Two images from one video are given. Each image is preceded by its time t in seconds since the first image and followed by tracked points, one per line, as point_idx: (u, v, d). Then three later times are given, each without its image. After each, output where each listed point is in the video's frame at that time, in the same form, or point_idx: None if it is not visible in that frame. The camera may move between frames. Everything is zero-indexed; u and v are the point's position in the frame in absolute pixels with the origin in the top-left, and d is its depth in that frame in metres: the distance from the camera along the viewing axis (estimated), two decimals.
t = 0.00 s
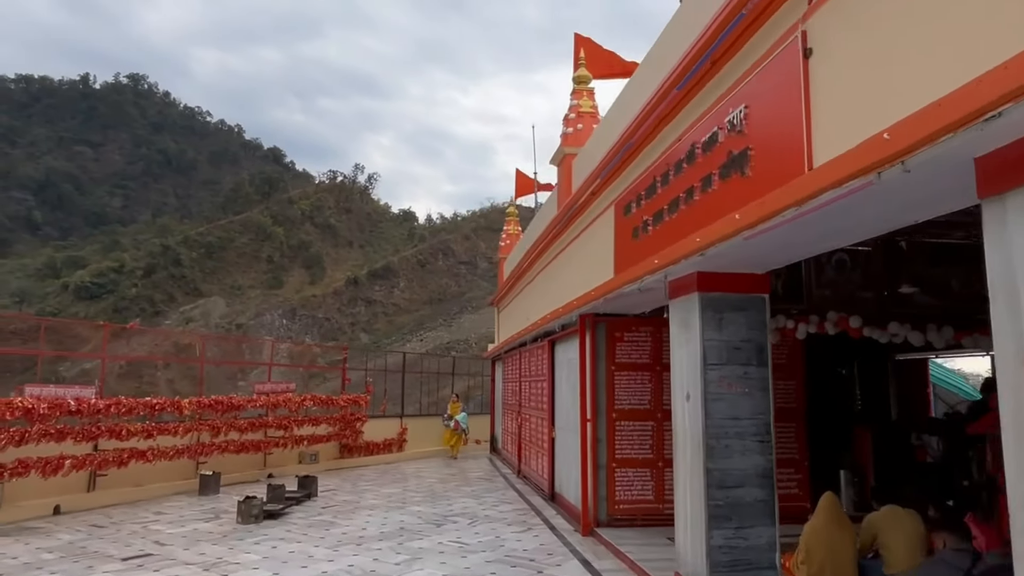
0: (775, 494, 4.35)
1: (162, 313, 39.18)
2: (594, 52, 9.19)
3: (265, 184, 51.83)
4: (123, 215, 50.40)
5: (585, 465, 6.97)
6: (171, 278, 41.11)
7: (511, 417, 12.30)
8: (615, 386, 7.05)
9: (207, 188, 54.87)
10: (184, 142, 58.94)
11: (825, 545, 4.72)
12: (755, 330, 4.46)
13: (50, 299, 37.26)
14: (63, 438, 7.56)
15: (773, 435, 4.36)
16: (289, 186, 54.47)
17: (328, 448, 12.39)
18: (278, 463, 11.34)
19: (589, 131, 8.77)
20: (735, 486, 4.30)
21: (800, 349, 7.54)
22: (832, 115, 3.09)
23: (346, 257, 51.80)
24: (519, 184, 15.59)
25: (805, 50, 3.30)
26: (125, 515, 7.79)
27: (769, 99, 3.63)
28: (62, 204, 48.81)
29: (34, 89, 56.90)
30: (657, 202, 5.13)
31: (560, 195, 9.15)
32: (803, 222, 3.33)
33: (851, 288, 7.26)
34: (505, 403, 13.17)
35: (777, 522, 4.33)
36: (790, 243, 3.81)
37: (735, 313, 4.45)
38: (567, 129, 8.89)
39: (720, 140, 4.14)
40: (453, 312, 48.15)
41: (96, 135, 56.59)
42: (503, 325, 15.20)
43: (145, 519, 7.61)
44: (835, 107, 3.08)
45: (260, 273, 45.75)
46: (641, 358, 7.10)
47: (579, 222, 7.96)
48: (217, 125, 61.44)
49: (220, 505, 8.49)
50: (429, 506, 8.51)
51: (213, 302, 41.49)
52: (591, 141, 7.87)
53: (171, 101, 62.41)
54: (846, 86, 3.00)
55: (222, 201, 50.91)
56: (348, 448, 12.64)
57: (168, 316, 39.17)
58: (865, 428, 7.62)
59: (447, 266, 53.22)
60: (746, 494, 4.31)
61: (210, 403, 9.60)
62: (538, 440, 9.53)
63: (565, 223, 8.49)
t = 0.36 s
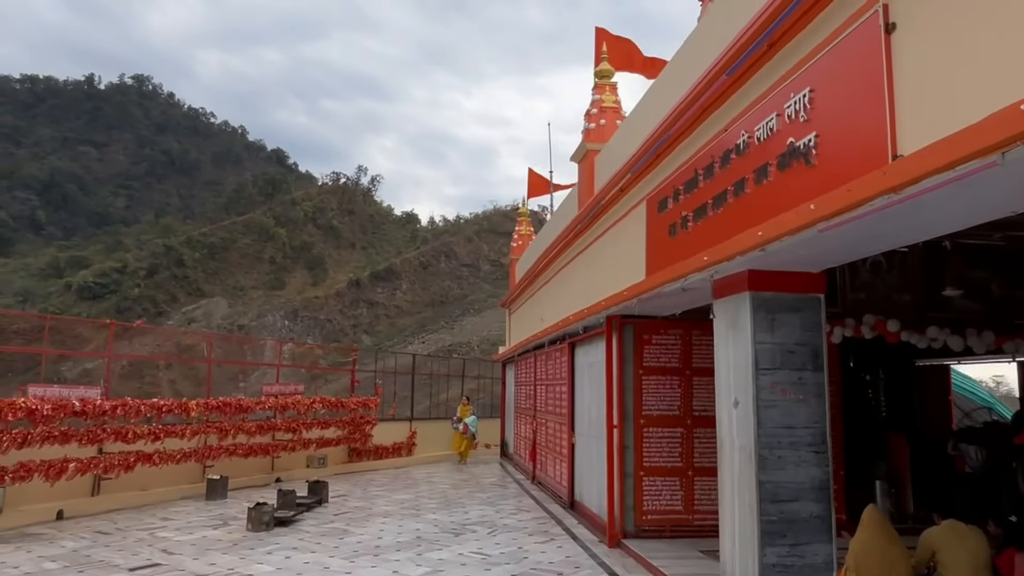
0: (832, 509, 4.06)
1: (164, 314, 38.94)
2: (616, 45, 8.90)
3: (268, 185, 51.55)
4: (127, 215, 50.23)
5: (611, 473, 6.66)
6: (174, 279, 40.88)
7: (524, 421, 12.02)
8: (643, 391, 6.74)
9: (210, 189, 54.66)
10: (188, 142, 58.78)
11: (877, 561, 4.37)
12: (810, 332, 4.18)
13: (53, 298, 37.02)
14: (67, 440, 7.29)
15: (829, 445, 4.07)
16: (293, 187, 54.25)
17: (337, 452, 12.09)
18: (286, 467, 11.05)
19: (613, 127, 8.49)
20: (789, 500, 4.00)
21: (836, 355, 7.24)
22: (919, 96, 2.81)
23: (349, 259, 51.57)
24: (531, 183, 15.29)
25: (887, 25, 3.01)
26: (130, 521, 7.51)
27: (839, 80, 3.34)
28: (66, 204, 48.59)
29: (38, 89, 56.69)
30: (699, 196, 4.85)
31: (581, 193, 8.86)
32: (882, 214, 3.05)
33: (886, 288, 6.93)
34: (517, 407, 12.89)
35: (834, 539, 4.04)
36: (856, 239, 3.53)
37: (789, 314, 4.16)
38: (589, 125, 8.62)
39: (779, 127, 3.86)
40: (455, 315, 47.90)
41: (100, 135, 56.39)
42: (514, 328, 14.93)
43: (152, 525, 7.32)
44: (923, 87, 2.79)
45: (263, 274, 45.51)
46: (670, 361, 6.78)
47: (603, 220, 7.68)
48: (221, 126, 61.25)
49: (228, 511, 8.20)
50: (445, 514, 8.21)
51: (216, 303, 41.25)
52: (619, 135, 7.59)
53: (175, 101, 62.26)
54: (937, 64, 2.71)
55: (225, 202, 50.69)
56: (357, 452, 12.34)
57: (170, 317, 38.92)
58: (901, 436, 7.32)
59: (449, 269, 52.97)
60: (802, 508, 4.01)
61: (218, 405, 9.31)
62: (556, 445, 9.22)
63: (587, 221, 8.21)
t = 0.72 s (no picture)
0: (885, 522, 3.73)
1: (164, 313, 38.63)
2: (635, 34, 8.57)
3: (269, 185, 51.45)
4: (128, 214, 49.97)
5: (631, 479, 6.34)
6: (174, 278, 40.58)
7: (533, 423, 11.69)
8: (665, 392, 6.42)
9: (211, 189, 54.37)
10: (190, 142, 58.51)
11: None
12: (860, 330, 3.86)
13: (53, 297, 36.72)
14: (60, 441, 6.96)
15: (881, 452, 3.74)
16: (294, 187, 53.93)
17: (340, 454, 11.77)
18: (287, 469, 10.73)
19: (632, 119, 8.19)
20: (839, 512, 3.67)
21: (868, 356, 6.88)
22: (1006, 61, 2.47)
23: (350, 259, 51.28)
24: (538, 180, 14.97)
25: None
26: (126, 525, 7.18)
27: (906, 50, 3.01)
28: (66, 203, 48.31)
29: (40, 88, 56.41)
30: (735, 185, 4.53)
31: (598, 187, 8.53)
32: (965, 195, 2.73)
33: (919, 288, 6.54)
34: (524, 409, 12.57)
35: (887, 555, 3.71)
36: (924, 226, 3.21)
37: (838, 310, 3.85)
38: (606, 116, 8.30)
39: (834, 105, 3.52)
40: (455, 316, 47.64)
41: (101, 135, 56.13)
42: (521, 328, 14.61)
43: (148, 530, 7.00)
44: (1009, 51, 2.45)
45: (263, 274, 45.19)
46: (693, 362, 6.46)
47: (622, 214, 7.36)
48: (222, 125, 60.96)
49: (228, 515, 7.88)
50: (454, 520, 7.89)
51: (216, 303, 40.95)
52: (639, 126, 7.27)
53: (176, 101, 61.99)
54: None
55: (226, 201, 50.41)
56: (361, 455, 12.02)
57: (170, 316, 38.60)
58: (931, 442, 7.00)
59: (449, 269, 52.66)
60: (852, 521, 3.68)
61: (219, 405, 8.99)
62: (569, 449, 8.91)
63: (603, 215, 7.89)
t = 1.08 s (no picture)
0: (947, 542, 3.42)
1: (162, 314, 38.30)
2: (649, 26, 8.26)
3: (267, 186, 51.25)
4: (126, 214, 49.64)
5: (652, 488, 6.03)
6: (172, 279, 40.24)
7: (540, 427, 11.37)
8: (688, 398, 6.11)
9: (210, 189, 54.01)
10: (188, 142, 58.18)
11: None
12: (918, 333, 3.56)
13: (50, 297, 36.39)
14: (53, 446, 6.64)
15: (942, 466, 3.44)
16: (292, 187, 53.60)
17: (342, 458, 11.45)
18: (287, 474, 10.41)
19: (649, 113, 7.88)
20: (897, 531, 3.37)
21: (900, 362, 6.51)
22: None
23: (348, 260, 50.95)
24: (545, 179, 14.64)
25: None
26: (121, 534, 6.86)
27: (985, 20, 2.67)
28: (64, 203, 47.99)
29: (39, 87, 56.07)
30: (779, 175, 4.21)
31: (612, 184, 8.21)
32: None
33: (949, 291, 6.38)
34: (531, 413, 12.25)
35: None
36: (1005, 219, 2.89)
37: (893, 311, 3.55)
38: (622, 110, 7.99)
39: (896, 86, 3.20)
40: (454, 317, 47.37)
41: (101, 135, 55.83)
42: (527, 330, 14.31)
43: (144, 540, 6.67)
44: None
45: (261, 275, 44.83)
46: (718, 366, 6.15)
47: (641, 211, 7.05)
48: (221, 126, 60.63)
49: (228, 523, 7.56)
50: (463, 529, 7.57)
51: (214, 304, 40.60)
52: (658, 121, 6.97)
53: (175, 101, 61.68)
54: None
55: (225, 202, 50.11)
56: (363, 459, 11.69)
57: (168, 317, 38.27)
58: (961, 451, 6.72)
59: (448, 271, 52.34)
60: (911, 541, 3.38)
61: (217, 408, 8.67)
62: (582, 455, 8.59)
63: (619, 212, 7.56)
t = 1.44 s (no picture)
0: None
1: (155, 314, 37.84)
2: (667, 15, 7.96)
3: (261, 186, 50.83)
4: (119, 214, 49.11)
5: (679, 495, 5.73)
6: (165, 278, 39.76)
7: (548, 429, 11.08)
8: (716, 400, 5.81)
9: (203, 189, 53.49)
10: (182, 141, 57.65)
11: None
12: (992, 331, 3.28)
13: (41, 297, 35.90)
14: (45, 449, 6.29)
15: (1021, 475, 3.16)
16: (286, 187, 53.16)
17: (343, 461, 11.11)
18: (288, 477, 10.07)
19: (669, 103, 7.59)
20: (975, 547, 3.08)
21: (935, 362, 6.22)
22: None
23: (342, 260, 50.56)
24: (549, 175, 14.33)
25: None
26: (116, 543, 6.51)
27: None
28: (56, 202, 47.45)
29: (30, 85, 55.36)
30: (831, 161, 3.94)
31: (630, 177, 7.92)
32: None
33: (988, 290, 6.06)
34: (538, 414, 11.95)
35: None
36: None
37: (967, 307, 3.26)
38: (640, 101, 7.70)
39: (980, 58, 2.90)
40: (448, 318, 47.12)
41: (93, 134, 55.23)
42: (532, 329, 14.01)
43: (142, 549, 6.33)
44: None
45: (254, 275, 44.36)
46: (746, 367, 5.86)
47: (664, 205, 6.78)
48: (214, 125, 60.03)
49: (229, 530, 7.22)
50: (475, 537, 7.26)
51: (208, 304, 40.16)
52: (686, 109, 6.69)
53: (169, 100, 61.15)
54: None
55: (218, 201, 49.66)
56: (366, 462, 11.36)
57: (161, 317, 37.82)
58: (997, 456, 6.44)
59: (443, 272, 52.02)
60: (990, 558, 3.09)
61: (217, 410, 8.32)
62: (595, 459, 8.30)
63: (639, 206, 7.28)
